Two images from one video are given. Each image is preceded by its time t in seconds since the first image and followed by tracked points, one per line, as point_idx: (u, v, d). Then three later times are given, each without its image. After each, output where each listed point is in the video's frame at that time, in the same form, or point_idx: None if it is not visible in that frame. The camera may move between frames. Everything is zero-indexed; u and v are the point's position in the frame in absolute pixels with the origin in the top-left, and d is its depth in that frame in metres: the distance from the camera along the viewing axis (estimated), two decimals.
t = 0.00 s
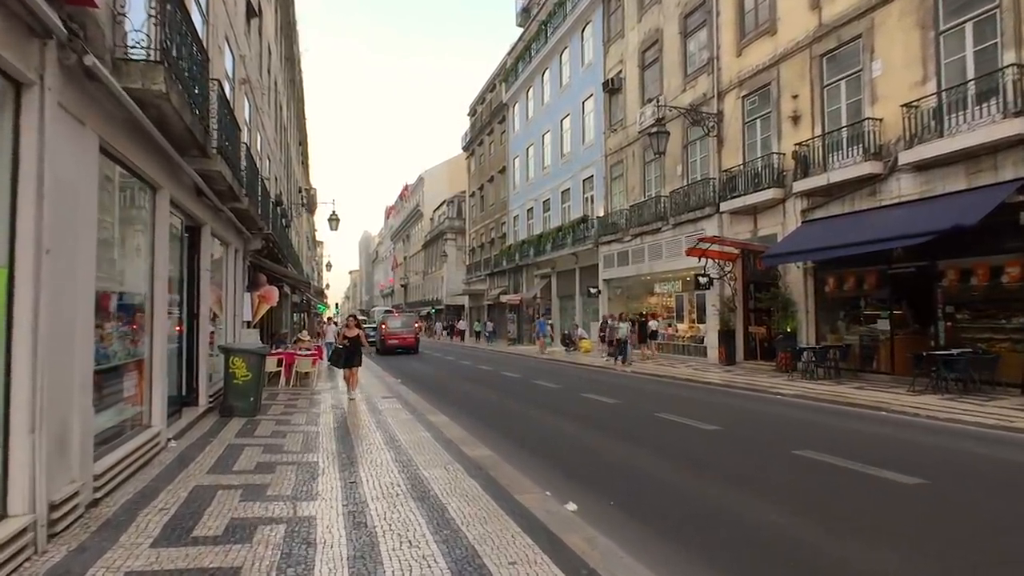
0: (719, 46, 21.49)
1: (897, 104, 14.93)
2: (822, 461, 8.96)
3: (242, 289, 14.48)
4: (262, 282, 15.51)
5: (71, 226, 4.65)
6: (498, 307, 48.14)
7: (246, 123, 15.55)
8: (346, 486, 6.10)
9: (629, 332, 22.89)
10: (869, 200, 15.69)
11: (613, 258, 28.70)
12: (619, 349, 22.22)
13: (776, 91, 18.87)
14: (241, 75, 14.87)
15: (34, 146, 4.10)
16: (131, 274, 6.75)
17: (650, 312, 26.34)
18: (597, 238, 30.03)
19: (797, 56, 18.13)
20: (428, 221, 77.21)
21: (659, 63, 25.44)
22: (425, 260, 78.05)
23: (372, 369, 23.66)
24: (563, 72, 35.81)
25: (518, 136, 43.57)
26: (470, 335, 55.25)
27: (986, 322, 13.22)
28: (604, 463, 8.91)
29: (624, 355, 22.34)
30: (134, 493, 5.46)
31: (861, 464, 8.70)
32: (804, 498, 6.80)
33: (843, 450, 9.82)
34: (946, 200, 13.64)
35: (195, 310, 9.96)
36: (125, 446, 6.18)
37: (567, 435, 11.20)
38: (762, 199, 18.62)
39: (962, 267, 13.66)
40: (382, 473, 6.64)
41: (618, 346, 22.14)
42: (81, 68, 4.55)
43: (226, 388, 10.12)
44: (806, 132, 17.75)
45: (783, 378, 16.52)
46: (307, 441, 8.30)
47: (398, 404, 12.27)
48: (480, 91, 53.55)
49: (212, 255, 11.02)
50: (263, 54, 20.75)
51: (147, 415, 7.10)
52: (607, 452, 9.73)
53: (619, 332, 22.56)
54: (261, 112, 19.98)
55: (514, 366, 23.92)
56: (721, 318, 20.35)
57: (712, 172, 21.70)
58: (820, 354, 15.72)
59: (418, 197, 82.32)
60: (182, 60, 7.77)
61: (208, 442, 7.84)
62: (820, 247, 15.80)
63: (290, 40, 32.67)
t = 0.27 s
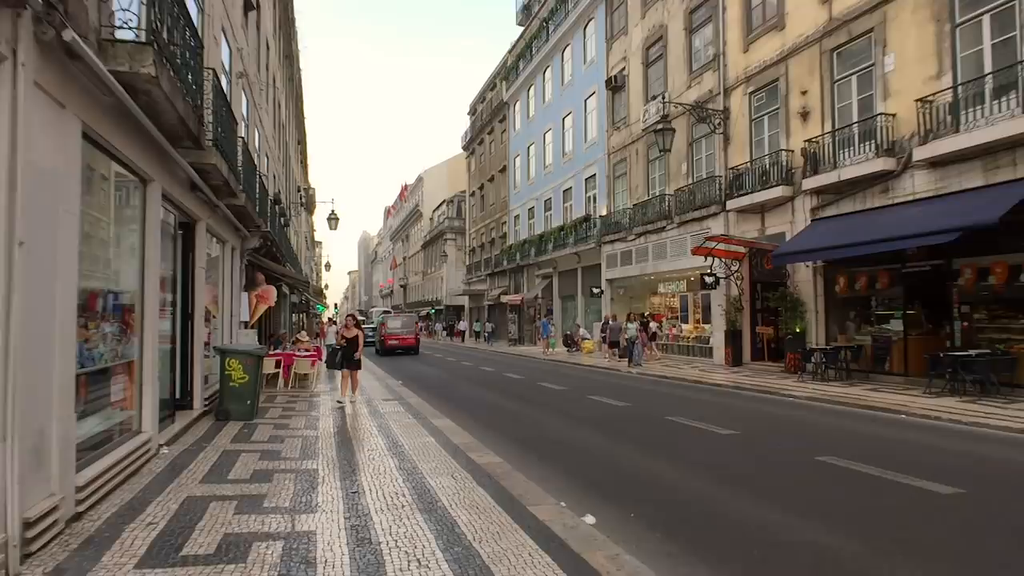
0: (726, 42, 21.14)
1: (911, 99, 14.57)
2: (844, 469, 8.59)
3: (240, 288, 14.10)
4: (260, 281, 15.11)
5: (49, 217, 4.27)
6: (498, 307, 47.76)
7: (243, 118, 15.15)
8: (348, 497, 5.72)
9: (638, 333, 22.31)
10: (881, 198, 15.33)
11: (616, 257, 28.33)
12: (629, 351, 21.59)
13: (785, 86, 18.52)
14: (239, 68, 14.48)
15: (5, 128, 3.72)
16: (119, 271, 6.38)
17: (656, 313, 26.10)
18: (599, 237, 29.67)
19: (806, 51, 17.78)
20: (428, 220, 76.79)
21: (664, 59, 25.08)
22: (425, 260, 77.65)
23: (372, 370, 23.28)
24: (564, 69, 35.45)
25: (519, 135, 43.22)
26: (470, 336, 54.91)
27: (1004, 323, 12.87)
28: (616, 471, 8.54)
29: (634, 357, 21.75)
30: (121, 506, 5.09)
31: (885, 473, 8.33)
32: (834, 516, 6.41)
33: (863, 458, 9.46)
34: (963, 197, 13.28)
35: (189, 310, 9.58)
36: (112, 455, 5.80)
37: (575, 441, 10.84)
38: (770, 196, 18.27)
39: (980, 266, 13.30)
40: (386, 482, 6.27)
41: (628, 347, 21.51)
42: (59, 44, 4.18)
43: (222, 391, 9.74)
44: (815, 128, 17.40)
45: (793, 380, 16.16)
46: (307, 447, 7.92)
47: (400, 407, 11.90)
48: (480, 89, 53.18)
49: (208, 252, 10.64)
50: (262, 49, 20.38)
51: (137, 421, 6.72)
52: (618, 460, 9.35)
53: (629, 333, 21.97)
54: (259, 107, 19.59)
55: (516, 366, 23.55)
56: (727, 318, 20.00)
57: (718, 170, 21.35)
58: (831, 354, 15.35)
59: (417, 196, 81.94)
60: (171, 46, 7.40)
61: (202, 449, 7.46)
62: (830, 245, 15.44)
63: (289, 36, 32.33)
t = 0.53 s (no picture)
0: (730, 37, 20.80)
1: (921, 94, 14.23)
2: (860, 475, 8.27)
3: (235, 286, 13.75)
4: (255, 280, 14.76)
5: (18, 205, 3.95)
6: (498, 306, 47.42)
7: (238, 113, 14.81)
8: (345, 508, 5.39)
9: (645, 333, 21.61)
10: (891, 195, 15.01)
11: (618, 256, 28.00)
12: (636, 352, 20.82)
13: (790, 82, 18.20)
14: (234, 61, 14.13)
15: None
16: (103, 267, 6.06)
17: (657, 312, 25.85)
18: (601, 236, 29.34)
19: (812, 46, 17.44)
20: (427, 219, 76.43)
21: (666, 55, 24.75)
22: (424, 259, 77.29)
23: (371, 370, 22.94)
24: (565, 67, 35.11)
25: (519, 133, 42.88)
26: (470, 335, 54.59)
27: (1018, 322, 12.56)
28: (624, 477, 8.21)
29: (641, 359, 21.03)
30: (100, 521, 4.76)
31: (903, 479, 8.02)
32: (857, 528, 6.08)
33: (878, 464, 9.14)
34: (977, 194, 12.96)
35: (180, 310, 9.25)
36: (93, 465, 5.47)
37: (581, 444, 10.52)
38: (776, 194, 17.95)
39: (993, 264, 12.99)
40: (386, 491, 5.94)
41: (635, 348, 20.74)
42: (25, 16, 3.85)
43: (215, 392, 9.41)
44: (822, 125, 17.06)
45: (800, 380, 15.84)
46: (302, 452, 7.59)
47: (400, 409, 11.58)
48: (480, 87, 52.82)
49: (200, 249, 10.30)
50: (258, 44, 20.03)
51: (121, 426, 6.39)
52: (625, 465, 9.03)
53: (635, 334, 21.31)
54: (256, 103, 19.23)
55: (516, 366, 23.24)
56: (732, 317, 19.67)
57: (722, 167, 21.03)
58: (839, 354, 15.04)
59: (416, 195, 81.58)
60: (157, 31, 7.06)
61: (192, 455, 7.13)
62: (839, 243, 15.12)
63: (287, 32, 31.98)
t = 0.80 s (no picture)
0: (726, 32, 20.48)
1: (923, 89, 13.91)
2: (871, 479, 7.90)
3: (219, 284, 13.29)
4: (240, 277, 14.29)
5: None
6: (491, 306, 47.01)
7: (223, 106, 14.35)
8: (330, 521, 4.97)
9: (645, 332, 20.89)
10: (891, 192, 14.70)
11: (612, 255, 27.65)
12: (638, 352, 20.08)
13: (788, 78, 17.88)
14: (218, 52, 13.66)
15: None
16: (65, 258, 5.61)
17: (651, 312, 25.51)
18: (595, 235, 28.99)
19: (811, 41, 17.13)
20: (418, 218, 75.93)
21: (662, 51, 24.42)
22: (416, 259, 76.78)
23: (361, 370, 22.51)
24: (559, 64, 34.76)
25: (512, 131, 42.50)
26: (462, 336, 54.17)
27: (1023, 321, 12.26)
28: (625, 482, 7.82)
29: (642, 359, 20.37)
30: (54, 538, 4.34)
31: (916, 483, 7.65)
32: (875, 536, 5.71)
33: (887, 467, 8.78)
34: (982, 190, 12.65)
35: (158, 308, 8.81)
36: (52, 474, 5.05)
37: (578, 447, 10.13)
38: (774, 191, 17.62)
39: (998, 261, 12.68)
40: (375, 501, 5.52)
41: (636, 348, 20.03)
42: None
43: (194, 395, 8.97)
44: (820, 121, 16.74)
45: (799, 381, 15.53)
46: (285, 458, 7.16)
47: (391, 411, 11.16)
48: (472, 86, 52.41)
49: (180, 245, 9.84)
50: (246, 37, 19.56)
51: (88, 431, 5.96)
52: (626, 469, 8.64)
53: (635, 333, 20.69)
54: (243, 96, 18.75)
55: (509, 367, 22.85)
56: (728, 317, 19.34)
57: (719, 164, 20.71)
58: (839, 354, 14.71)
59: (408, 195, 81.06)
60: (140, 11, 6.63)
61: (166, 462, 6.70)
62: (840, 241, 14.81)
63: (276, 28, 31.50)
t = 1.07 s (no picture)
0: (714, 29, 20.26)
1: (916, 87, 13.75)
2: (873, 486, 7.62)
3: (194, 284, 12.77)
4: (215, 277, 13.75)
5: None
6: (474, 306, 46.55)
7: (199, 98, 13.83)
8: (306, 543, 4.56)
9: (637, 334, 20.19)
10: (883, 191, 14.53)
11: (598, 255, 27.34)
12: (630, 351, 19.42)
13: (778, 76, 17.68)
14: (193, 42, 13.14)
15: None
16: (16, 255, 5.15)
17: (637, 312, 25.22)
18: (580, 234, 28.67)
19: (801, 38, 16.94)
20: (401, 218, 75.26)
21: (648, 49, 24.17)
22: (398, 259, 76.12)
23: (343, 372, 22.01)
24: (543, 62, 34.44)
25: (495, 130, 42.12)
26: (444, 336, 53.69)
27: (1018, 322, 12.10)
28: (619, 492, 7.47)
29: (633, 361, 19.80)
30: None
31: (921, 491, 7.39)
32: (887, 550, 5.41)
33: (888, 472, 8.52)
34: (975, 189, 12.49)
35: (126, 309, 8.33)
36: None
37: (568, 453, 9.78)
38: (763, 190, 17.39)
39: (992, 262, 12.52)
40: (356, 520, 5.11)
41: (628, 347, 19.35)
42: None
43: (164, 401, 8.49)
44: (810, 119, 16.56)
45: (789, 383, 15.31)
46: (260, 470, 6.73)
47: (373, 416, 10.73)
48: (455, 84, 51.96)
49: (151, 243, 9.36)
50: (223, 30, 19.00)
51: (44, 444, 5.51)
52: (619, 477, 8.30)
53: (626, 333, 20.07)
54: (220, 90, 18.20)
55: (494, 368, 22.45)
56: (716, 318, 19.09)
57: (706, 163, 20.48)
58: (831, 356, 14.49)
59: (390, 194, 80.36)
60: None
61: (131, 475, 6.25)
62: (831, 241, 14.59)
63: (255, 22, 30.85)
